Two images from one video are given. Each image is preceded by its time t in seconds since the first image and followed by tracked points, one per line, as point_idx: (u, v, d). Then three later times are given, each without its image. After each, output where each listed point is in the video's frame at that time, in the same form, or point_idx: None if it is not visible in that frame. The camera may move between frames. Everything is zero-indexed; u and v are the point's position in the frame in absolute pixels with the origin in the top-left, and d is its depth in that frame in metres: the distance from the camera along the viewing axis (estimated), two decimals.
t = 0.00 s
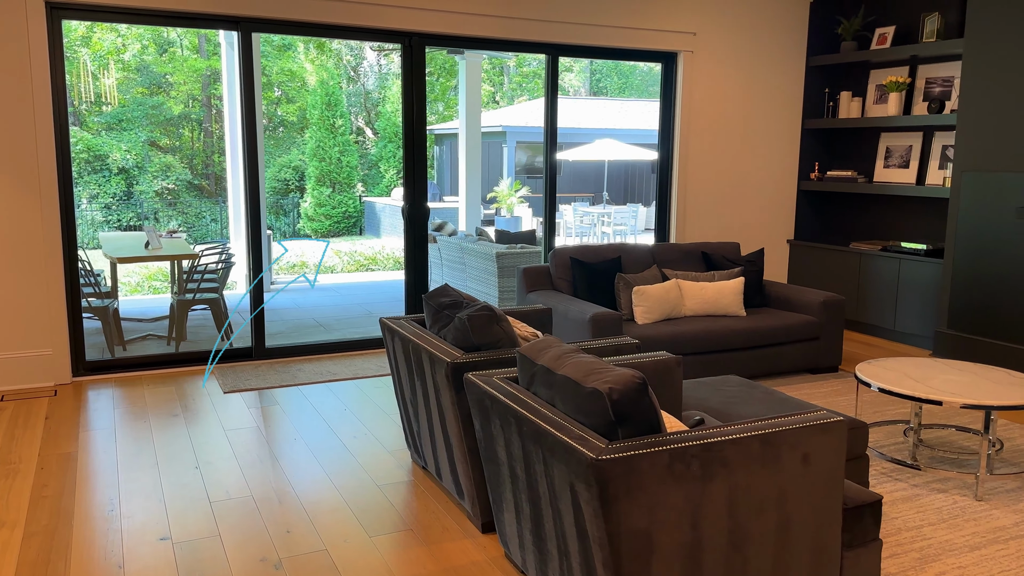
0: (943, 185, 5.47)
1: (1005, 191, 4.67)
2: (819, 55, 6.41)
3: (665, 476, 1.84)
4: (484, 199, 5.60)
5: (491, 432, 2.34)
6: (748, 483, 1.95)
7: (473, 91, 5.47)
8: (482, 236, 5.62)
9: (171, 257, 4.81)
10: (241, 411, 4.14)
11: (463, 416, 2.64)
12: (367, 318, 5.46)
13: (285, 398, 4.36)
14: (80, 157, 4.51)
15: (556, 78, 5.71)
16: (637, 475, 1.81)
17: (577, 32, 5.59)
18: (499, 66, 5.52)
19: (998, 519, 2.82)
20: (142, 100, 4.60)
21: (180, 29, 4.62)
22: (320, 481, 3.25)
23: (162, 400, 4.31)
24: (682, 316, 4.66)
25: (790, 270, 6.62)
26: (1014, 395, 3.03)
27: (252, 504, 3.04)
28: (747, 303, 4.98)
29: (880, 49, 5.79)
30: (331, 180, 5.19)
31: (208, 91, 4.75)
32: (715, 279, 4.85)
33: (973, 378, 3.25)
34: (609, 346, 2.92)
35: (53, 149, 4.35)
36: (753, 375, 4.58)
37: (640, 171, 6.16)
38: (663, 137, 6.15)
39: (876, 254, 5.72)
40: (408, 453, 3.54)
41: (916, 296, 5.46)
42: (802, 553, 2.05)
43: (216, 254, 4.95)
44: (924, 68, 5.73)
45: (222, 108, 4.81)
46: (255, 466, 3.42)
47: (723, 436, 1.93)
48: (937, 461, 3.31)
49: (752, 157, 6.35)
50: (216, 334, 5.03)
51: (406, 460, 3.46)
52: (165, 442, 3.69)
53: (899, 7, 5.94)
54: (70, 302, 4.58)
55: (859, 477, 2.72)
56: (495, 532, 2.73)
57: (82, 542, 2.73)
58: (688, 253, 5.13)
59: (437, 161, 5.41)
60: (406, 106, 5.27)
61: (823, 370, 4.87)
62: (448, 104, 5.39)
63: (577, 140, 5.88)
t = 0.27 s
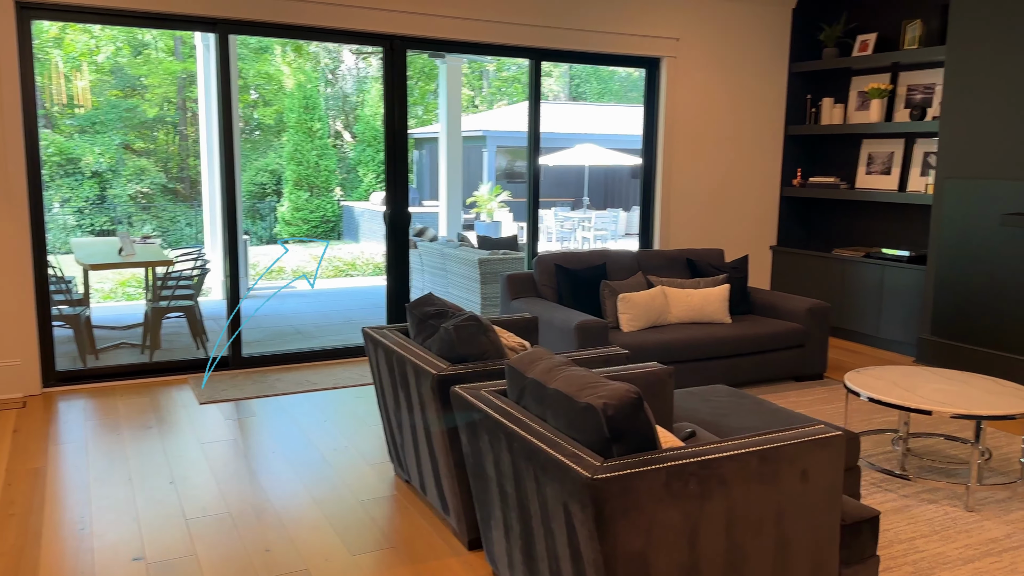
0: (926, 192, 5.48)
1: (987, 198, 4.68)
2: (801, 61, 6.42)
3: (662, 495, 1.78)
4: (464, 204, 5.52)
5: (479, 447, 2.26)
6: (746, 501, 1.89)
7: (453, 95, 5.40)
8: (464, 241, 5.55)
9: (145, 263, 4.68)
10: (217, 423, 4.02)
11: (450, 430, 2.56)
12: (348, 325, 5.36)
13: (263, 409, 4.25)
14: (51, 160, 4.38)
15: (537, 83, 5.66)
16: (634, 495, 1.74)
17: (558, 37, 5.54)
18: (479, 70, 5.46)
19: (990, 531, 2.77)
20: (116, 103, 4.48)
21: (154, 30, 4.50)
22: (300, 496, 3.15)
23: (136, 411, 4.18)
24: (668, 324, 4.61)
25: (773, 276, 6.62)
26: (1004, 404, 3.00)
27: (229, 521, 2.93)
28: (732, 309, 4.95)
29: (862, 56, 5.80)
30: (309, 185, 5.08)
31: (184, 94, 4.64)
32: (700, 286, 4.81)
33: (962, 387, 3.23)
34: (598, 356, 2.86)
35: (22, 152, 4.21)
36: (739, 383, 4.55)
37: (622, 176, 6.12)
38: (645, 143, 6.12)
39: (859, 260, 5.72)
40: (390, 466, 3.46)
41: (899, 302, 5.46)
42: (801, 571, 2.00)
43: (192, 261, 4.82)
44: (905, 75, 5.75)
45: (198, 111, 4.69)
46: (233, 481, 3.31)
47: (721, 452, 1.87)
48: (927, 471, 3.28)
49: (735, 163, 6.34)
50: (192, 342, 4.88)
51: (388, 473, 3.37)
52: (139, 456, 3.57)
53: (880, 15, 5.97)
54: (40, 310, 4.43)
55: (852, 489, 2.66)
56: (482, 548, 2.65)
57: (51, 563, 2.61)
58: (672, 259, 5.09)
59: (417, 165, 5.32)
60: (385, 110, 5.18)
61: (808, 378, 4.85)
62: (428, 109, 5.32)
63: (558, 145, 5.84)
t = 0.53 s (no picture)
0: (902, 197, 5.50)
1: (964, 203, 4.70)
2: (779, 67, 6.43)
3: (651, 512, 1.71)
4: (440, 208, 5.43)
5: (459, 461, 2.18)
6: (736, 516, 1.83)
7: (429, 98, 5.31)
8: (440, 246, 5.46)
9: (112, 268, 4.53)
10: (186, 434, 3.90)
11: (428, 442, 2.47)
12: (322, 332, 5.24)
13: (233, 419, 4.12)
14: (17, 162, 4.21)
15: (514, 86, 5.59)
16: (622, 511, 1.67)
17: (536, 40, 5.48)
18: (455, 74, 5.38)
19: (975, 540, 2.72)
20: (84, 104, 4.33)
21: (124, 30, 4.37)
22: (272, 511, 3.05)
23: (102, 421, 4.03)
24: (648, 330, 4.57)
25: (751, 282, 6.61)
26: (987, 411, 2.98)
27: (197, 538, 2.82)
28: (712, 315, 4.92)
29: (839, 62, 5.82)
30: (282, 188, 4.97)
31: (154, 96, 4.51)
32: (680, 291, 4.77)
33: (944, 393, 3.21)
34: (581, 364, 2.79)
35: None
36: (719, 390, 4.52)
37: (600, 181, 6.08)
38: (623, 148, 6.09)
39: (837, 266, 5.72)
40: (367, 478, 3.36)
41: (876, 308, 5.47)
42: None
43: (160, 266, 4.68)
44: (882, 80, 5.78)
45: (169, 113, 4.56)
46: (202, 495, 3.19)
47: (711, 466, 1.81)
48: (910, 479, 3.25)
49: (713, 168, 6.33)
50: (160, 350, 4.74)
51: (363, 486, 3.27)
52: (103, 469, 3.43)
53: (857, 21, 6.00)
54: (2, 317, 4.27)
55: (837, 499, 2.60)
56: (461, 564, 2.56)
57: None
58: (652, 265, 5.05)
59: (393, 169, 5.22)
60: (360, 112, 5.08)
61: (787, 384, 4.83)
62: (404, 112, 5.22)
63: (534, 149, 5.77)
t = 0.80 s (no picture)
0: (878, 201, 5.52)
1: (940, 207, 4.72)
2: (756, 70, 6.44)
3: (633, 525, 1.65)
4: (416, 211, 5.34)
5: (434, 472, 2.10)
6: (720, 528, 1.77)
7: (404, 101, 5.23)
8: (416, 249, 5.37)
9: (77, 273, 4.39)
10: (153, 443, 3.77)
11: (402, 453, 2.39)
12: (294, 337, 5.13)
13: (202, 428, 4.00)
14: None
15: (490, 88, 5.52)
16: (603, 525, 1.61)
17: (512, 42, 5.42)
18: (430, 76, 5.30)
19: (956, 547, 2.69)
20: (53, 106, 4.21)
21: (93, 30, 4.25)
22: (241, 522, 2.95)
23: (65, 430, 3.89)
24: (626, 334, 4.52)
25: (728, 286, 6.60)
26: (967, 416, 2.96)
27: (163, 552, 2.71)
28: (690, 320, 4.89)
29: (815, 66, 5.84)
30: (255, 191, 4.86)
31: (125, 98, 4.38)
32: (658, 296, 4.74)
33: (923, 398, 3.19)
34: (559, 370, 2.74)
35: None
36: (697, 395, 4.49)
37: (576, 185, 6.03)
38: (601, 151, 6.05)
39: (813, 269, 5.72)
40: (339, 488, 3.27)
41: (852, 312, 5.48)
42: None
43: (129, 270, 4.54)
44: (858, 85, 5.81)
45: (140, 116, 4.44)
46: (168, 507, 3.08)
47: (694, 477, 1.75)
48: (889, 485, 3.22)
49: (691, 172, 6.31)
50: (127, 356, 4.60)
51: (336, 497, 3.18)
52: (66, 480, 3.31)
53: (833, 25, 6.02)
54: None
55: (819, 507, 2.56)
56: None
57: None
58: (629, 269, 5.01)
59: (368, 171, 5.13)
60: (333, 114, 4.98)
61: (765, 389, 4.81)
62: (379, 114, 5.13)
63: (511, 152, 5.71)
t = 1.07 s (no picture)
0: (851, 206, 5.53)
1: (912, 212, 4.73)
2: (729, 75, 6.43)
3: (609, 547, 1.57)
4: (388, 214, 5.23)
5: (402, 490, 2.01)
6: (699, 548, 1.70)
7: (376, 103, 5.12)
8: (388, 254, 5.25)
9: (36, 279, 4.23)
10: (112, 456, 3.63)
11: (369, 468, 2.29)
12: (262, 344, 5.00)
13: (164, 440, 3.86)
14: None
15: (463, 90, 5.44)
16: (578, 548, 1.53)
17: (486, 43, 5.34)
18: (403, 79, 5.21)
19: (935, 558, 2.65)
20: (16, 107, 4.09)
21: (59, 30, 4.14)
22: (201, 540, 2.82)
23: (20, 443, 3.73)
24: (601, 341, 4.46)
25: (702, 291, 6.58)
26: (944, 424, 2.93)
27: (117, 572, 2.58)
28: (665, 326, 4.84)
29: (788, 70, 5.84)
30: (223, 194, 4.73)
31: (91, 99, 4.27)
32: (633, 301, 4.68)
33: (900, 406, 3.16)
34: (532, 380, 2.65)
35: None
36: (672, 402, 4.44)
37: (550, 189, 5.96)
38: (575, 156, 6.00)
39: (787, 275, 5.71)
40: (304, 503, 3.15)
41: (826, 317, 5.47)
42: None
43: (91, 276, 4.39)
44: (831, 90, 5.82)
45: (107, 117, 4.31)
46: (125, 523, 2.95)
47: (673, 494, 1.68)
48: (866, 494, 3.19)
49: (665, 176, 6.28)
50: (88, 364, 4.45)
51: (302, 512, 3.07)
52: (19, 495, 3.16)
53: (806, 30, 6.03)
54: None
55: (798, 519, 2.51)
56: None
57: None
58: (604, 274, 4.95)
59: (339, 174, 5.00)
60: (302, 116, 4.85)
61: (740, 395, 4.78)
62: (351, 117, 5.02)
63: (484, 156, 5.63)
